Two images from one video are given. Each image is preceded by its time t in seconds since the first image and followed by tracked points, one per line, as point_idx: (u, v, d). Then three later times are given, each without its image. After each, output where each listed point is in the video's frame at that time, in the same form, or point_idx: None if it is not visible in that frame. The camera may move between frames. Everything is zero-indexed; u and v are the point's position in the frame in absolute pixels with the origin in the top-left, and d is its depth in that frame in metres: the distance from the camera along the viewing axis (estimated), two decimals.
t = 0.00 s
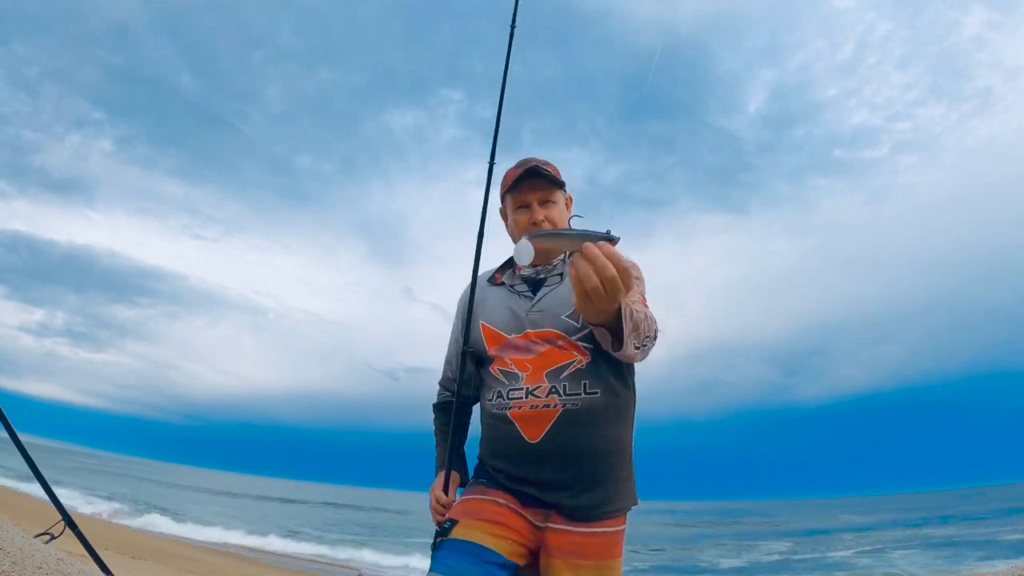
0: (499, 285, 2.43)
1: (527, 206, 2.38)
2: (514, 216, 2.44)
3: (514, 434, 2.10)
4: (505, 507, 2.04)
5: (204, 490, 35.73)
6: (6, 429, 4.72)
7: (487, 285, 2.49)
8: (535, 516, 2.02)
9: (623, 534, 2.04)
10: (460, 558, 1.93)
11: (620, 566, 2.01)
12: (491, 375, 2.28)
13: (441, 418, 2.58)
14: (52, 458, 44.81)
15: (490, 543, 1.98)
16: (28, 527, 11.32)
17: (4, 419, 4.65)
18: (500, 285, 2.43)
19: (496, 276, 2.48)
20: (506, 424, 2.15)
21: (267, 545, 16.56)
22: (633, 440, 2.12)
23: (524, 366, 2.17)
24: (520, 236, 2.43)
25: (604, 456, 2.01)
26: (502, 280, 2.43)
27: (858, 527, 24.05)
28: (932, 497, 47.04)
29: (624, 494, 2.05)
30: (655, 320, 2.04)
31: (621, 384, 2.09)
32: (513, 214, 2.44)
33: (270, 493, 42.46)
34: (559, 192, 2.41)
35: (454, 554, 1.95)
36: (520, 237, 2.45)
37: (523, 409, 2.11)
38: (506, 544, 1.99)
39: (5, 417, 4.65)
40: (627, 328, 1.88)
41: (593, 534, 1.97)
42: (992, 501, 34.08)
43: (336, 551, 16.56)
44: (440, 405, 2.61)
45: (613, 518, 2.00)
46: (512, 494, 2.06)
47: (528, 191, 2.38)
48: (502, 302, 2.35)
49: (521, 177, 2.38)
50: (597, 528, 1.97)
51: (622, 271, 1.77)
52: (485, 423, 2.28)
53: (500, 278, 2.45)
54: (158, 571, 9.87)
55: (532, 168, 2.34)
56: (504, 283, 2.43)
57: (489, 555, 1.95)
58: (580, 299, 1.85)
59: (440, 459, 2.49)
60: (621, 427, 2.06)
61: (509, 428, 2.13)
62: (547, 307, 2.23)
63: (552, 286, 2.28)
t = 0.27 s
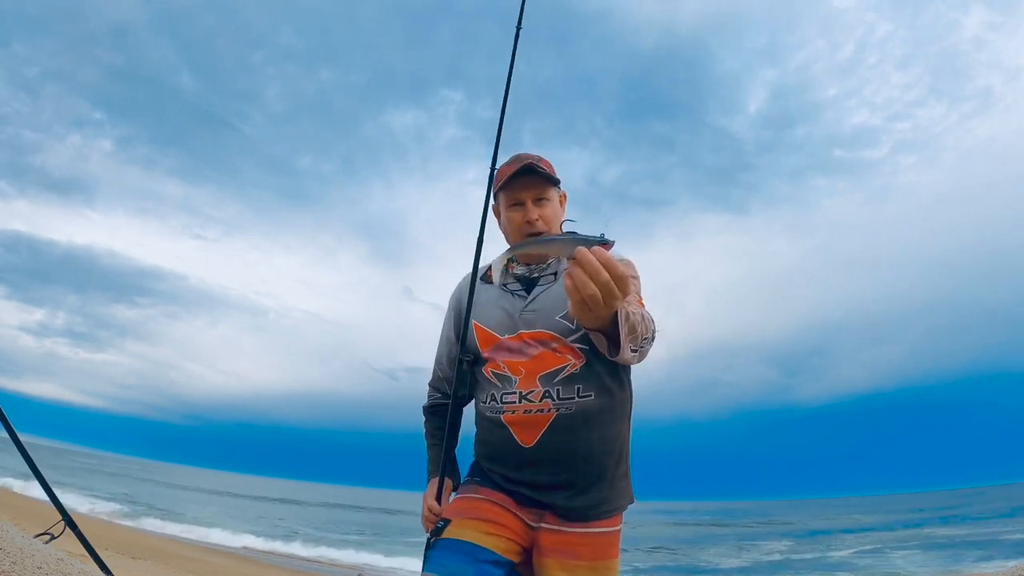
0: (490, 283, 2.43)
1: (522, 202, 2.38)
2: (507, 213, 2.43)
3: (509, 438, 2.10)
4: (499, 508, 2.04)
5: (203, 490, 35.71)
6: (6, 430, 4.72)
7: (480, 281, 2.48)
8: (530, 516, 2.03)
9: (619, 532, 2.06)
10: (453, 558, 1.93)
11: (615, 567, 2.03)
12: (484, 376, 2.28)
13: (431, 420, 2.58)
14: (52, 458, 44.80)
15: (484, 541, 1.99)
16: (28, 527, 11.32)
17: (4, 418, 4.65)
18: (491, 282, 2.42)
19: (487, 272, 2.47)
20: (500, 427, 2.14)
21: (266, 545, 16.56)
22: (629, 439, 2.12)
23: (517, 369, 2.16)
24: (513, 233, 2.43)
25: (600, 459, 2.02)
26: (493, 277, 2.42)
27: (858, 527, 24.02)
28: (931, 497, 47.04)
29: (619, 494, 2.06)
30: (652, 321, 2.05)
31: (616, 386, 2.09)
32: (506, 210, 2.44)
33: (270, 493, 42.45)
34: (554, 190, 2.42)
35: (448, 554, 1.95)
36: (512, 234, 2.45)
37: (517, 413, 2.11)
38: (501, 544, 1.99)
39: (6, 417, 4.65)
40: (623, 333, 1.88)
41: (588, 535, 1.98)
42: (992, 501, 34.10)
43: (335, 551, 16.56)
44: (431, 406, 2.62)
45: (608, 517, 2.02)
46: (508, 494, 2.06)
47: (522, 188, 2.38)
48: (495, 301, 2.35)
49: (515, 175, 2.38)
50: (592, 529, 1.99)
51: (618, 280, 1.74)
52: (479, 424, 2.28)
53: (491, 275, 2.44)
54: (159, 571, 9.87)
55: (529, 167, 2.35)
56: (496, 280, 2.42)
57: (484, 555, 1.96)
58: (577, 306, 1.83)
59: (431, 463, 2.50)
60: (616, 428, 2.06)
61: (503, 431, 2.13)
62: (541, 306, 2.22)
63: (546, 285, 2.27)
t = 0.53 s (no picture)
0: (490, 284, 2.42)
1: (524, 205, 2.38)
2: (508, 215, 2.43)
3: (508, 441, 2.10)
4: (499, 508, 2.04)
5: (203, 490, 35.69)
6: (7, 430, 4.72)
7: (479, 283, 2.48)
8: (530, 517, 2.03)
9: (618, 533, 2.06)
10: (452, 558, 1.93)
11: (614, 567, 2.03)
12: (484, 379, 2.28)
13: (431, 422, 2.58)
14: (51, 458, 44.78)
15: (483, 542, 1.98)
16: (28, 527, 11.33)
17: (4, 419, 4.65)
18: (491, 284, 2.42)
19: (487, 274, 2.46)
20: (499, 429, 2.14)
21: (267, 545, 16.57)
22: (628, 442, 2.12)
23: (516, 372, 2.16)
24: (515, 236, 2.42)
25: (599, 461, 2.03)
26: (493, 278, 2.42)
27: (859, 527, 23.95)
28: (932, 497, 46.97)
29: (619, 494, 2.07)
30: (652, 326, 2.06)
31: (615, 389, 2.08)
32: (507, 213, 2.44)
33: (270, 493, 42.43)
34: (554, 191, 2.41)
35: (446, 553, 1.95)
36: (513, 237, 2.44)
37: (516, 416, 2.10)
38: (500, 544, 1.99)
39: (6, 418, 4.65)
40: (622, 341, 1.87)
41: (588, 535, 1.98)
42: (993, 501, 34.04)
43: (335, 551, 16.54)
44: (429, 407, 2.62)
45: (607, 518, 2.02)
46: (508, 495, 2.06)
47: (524, 191, 2.38)
48: (495, 303, 2.34)
49: (517, 179, 2.37)
50: (592, 529, 1.99)
51: (618, 292, 1.73)
52: (478, 426, 2.27)
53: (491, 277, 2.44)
54: (159, 571, 9.86)
55: (531, 170, 2.34)
56: (496, 282, 2.41)
57: (483, 554, 1.96)
58: (575, 317, 1.82)
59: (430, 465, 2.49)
60: (616, 430, 2.06)
61: (502, 434, 2.13)
62: (541, 309, 2.22)
63: (547, 286, 2.26)
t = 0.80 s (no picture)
0: (490, 284, 2.43)
1: (524, 207, 2.38)
2: (508, 217, 2.43)
3: (507, 441, 2.10)
4: (498, 508, 2.04)
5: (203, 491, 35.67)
6: (7, 430, 4.72)
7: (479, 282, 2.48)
8: (529, 516, 2.03)
9: (617, 533, 2.06)
10: (451, 557, 1.94)
11: (613, 568, 2.03)
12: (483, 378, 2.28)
13: (432, 420, 2.59)
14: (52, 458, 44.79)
15: (483, 541, 1.98)
16: (28, 527, 11.33)
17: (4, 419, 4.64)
18: (492, 283, 2.42)
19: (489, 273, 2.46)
20: (499, 429, 2.14)
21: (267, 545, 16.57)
22: (628, 443, 2.12)
23: (516, 372, 2.16)
24: (515, 237, 2.43)
25: (599, 460, 2.03)
26: (493, 279, 2.42)
27: (859, 527, 23.90)
28: (932, 497, 46.94)
29: (619, 494, 2.07)
30: (654, 327, 2.05)
31: (615, 389, 2.08)
32: (507, 215, 2.44)
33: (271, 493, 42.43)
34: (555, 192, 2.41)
35: (446, 552, 1.96)
36: (513, 239, 2.44)
37: (516, 416, 2.11)
38: (499, 543, 2.00)
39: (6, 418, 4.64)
40: (625, 339, 1.87)
41: (587, 534, 1.98)
42: (993, 501, 34.01)
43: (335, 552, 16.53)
44: (430, 405, 2.62)
45: (606, 518, 2.02)
46: (507, 494, 2.06)
47: (524, 192, 2.37)
48: (496, 303, 2.34)
49: (517, 182, 2.37)
50: (592, 529, 1.99)
51: (621, 289, 1.73)
52: (478, 426, 2.27)
53: (491, 276, 2.44)
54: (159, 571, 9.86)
55: (531, 172, 2.34)
56: (497, 282, 2.41)
57: (482, 554, 1.96)
58: (578, 315, 1.81)
59: (431, 464, 2.50)
60: (616, 430, 2.06)
61: (502, 434, 2.13)
62: (541, 309, 2.21)
63: (547, 287, 2.26)
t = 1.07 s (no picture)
0: (494, 283, 2.42)
1: (526, 206, 2.38)
2: (510, 216, 2.44)
3: (508, 439, 2.10)
4: (499, 508, 2.05)
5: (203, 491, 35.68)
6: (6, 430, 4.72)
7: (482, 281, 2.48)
8: (530, 516, 2.03)
9: (617, 533, 2.07)
10: (451, 557, 1.94)
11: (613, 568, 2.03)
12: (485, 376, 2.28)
13: (431, 418, 2.59)
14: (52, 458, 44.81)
15: (483, 541, 1.99)
16: (29, 527, 11.34)
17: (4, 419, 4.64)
18: (494, 283, 2.42)
19: (491, 273, 2.46)
20: (500, 427, 2.14)
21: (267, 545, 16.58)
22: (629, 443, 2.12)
23: (518, 370, 2.16)
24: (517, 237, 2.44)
25: (601, 460, 2.03)
26: (496, 278, 2.43)
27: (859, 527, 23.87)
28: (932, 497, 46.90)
29: (619, 494, 2.07)
30: (656, 321, 2.05)
31: (615, 389, 2.08)
32: (510, 213, 2.44)
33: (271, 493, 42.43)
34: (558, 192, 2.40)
35: (445, 552, 1.96)
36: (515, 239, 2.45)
37: (517, 414, 2.11)
38: (500, 543, 2.00)
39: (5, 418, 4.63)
40: (628, 327, 1.88)
41: (587, 534, 1.98)
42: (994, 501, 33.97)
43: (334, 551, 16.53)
44: (430, 403, 2.62)
45: (607, 518, 2.02)
46: (508, 494, 2.07)
47: (527, 191, 2.38)
48: (498, 303, 2.34)
49: (519, 181, 2.37)
50: (592, 529, 1.99)
51: (624, 274, 1.74)
52: (480, 424, 2.27)
53: (494, 276, 2.44)
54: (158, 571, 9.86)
55: (534, 173, 2.34)
56: (499, 282, 2.41)
57: (482, 553, 1.96)
58: (581, 300, 1.83)
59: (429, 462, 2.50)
60: (617, 430, 2.06)
61: (503, 432, 2.13)
62: (543, 309, 2.20)
63: (549, 287, 2.26)
